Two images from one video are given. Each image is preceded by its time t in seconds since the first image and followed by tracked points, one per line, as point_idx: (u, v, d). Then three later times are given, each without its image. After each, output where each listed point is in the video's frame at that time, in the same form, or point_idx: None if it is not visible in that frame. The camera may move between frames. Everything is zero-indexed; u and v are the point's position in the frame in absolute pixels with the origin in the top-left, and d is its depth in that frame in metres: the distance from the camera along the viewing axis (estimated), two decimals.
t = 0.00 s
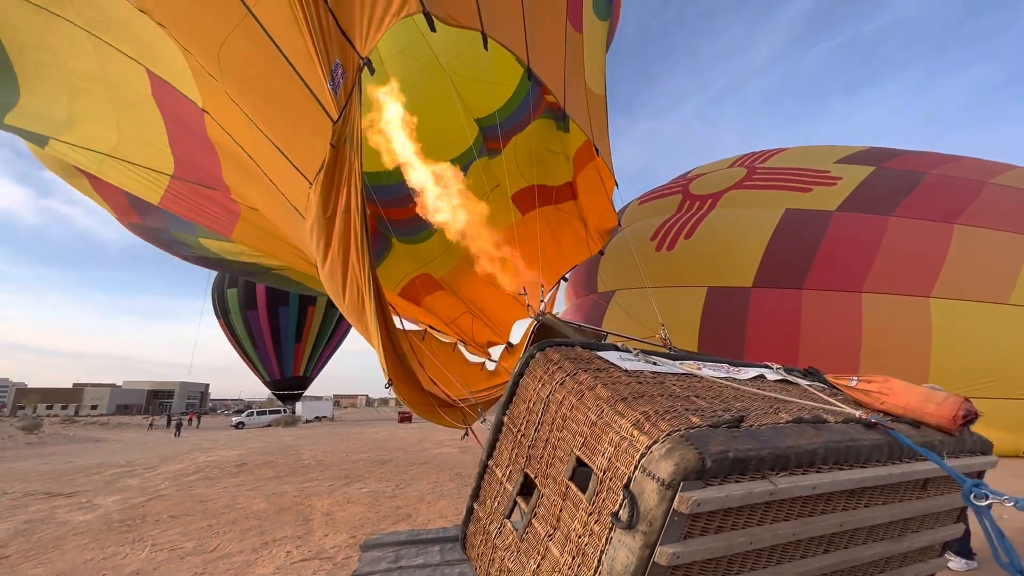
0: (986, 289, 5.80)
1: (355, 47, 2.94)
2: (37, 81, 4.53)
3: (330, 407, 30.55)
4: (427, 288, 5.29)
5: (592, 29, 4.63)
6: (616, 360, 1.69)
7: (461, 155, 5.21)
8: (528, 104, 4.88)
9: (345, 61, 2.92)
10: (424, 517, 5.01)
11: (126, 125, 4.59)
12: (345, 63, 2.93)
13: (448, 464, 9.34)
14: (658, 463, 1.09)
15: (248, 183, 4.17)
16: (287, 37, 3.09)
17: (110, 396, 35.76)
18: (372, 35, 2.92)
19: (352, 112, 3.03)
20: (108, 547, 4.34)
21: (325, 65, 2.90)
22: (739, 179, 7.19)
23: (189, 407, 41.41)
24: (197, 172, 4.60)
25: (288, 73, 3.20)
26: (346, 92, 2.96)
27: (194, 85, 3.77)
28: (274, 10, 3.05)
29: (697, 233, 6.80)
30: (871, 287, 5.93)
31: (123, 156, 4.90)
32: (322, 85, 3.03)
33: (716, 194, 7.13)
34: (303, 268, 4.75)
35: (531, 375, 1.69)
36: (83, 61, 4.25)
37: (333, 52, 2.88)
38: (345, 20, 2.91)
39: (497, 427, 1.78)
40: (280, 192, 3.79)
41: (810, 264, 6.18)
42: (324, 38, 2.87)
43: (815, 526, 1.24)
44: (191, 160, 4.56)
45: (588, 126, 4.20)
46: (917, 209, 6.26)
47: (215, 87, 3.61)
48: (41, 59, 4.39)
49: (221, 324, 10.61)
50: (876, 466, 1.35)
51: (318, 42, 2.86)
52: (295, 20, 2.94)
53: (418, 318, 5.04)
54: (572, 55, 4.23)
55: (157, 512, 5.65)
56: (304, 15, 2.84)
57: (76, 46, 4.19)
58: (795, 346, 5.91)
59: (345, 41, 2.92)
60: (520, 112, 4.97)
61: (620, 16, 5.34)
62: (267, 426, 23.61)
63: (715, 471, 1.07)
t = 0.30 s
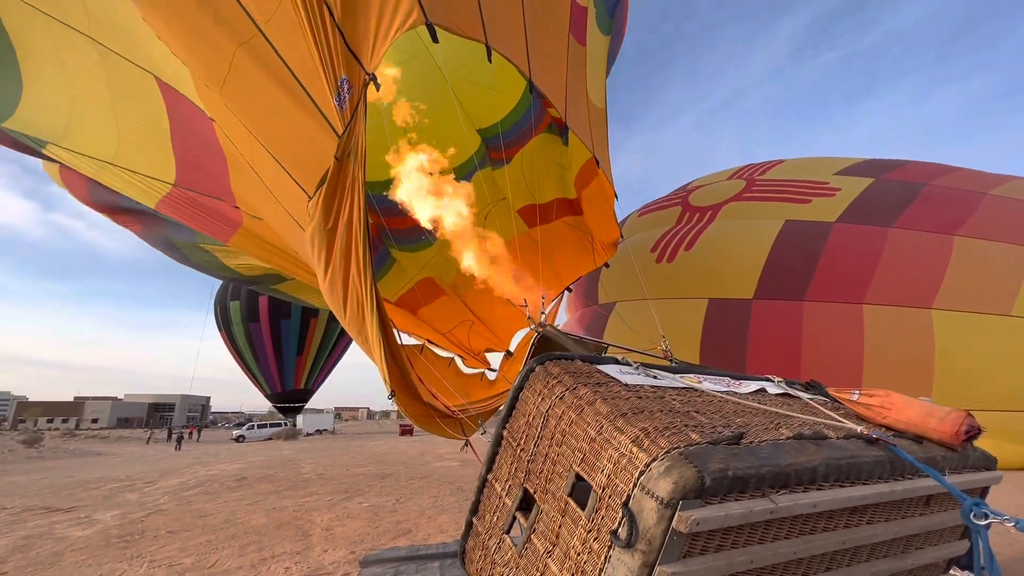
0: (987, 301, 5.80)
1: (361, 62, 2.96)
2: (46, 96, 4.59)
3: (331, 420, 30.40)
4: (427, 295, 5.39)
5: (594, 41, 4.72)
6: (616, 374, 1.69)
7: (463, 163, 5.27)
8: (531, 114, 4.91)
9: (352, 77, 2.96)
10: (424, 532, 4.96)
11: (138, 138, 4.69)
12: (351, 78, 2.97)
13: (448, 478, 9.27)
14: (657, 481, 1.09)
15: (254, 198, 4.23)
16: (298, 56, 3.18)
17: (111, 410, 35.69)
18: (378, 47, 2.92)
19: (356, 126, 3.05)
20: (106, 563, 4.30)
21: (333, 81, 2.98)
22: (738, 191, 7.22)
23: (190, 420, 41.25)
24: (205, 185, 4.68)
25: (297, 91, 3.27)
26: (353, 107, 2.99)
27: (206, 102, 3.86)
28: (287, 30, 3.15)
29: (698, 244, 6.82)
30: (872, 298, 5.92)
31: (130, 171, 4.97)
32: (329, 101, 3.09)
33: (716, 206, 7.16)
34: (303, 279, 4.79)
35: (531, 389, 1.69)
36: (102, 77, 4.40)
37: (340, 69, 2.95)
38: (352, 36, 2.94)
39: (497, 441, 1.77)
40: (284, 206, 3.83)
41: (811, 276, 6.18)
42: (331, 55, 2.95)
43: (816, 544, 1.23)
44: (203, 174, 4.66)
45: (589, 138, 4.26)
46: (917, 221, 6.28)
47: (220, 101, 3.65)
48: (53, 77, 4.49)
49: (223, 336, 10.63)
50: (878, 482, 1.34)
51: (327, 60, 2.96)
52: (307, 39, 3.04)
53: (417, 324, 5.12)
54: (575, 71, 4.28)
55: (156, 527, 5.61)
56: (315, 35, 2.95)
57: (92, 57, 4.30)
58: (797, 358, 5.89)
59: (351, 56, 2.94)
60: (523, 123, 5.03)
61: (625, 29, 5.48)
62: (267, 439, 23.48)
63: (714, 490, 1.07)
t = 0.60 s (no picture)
0: (993, 313, 5.76)
1: (369, 81, 2.97)
2: (69, 125, 4.78)
3: (334, 437, 30.22)
4: (428, 308, 5.37)
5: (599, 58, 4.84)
6: (617, 391, 1.69)
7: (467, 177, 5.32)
8: (535, 132, 5.02)
9: (360, 98, 3.00)
10: (427, 551, 4.91)
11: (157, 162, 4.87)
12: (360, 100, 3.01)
13: (452, 496, 9.18)
14: (657, 499, 1.09)
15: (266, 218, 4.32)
16: (312, 82, 3.30)
17: (114, 426, 35.63)
18: (385, 67, 2.89)
19: (363, 146, 3.10)
20: None
21: (344, 102, 3.05)
22: (740, 205, 7.25)
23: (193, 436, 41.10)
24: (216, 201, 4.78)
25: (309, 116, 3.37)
26: (361, 127, 3.04)
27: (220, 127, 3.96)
28: (301, 58, 3.27)
29: (700, 258, 6.83)
30: (876, 311, 5.90)
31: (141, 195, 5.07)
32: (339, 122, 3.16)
33: (718, 219, 7.18)
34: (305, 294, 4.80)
35: (532, 407, 1.69)
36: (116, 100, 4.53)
37: (350, 91, 3.00)
38: (360, 56, 2.96)
39: (498, 459, 1.77)
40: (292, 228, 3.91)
41: (814, 289, 6.17)
42: (342, 78, 3.03)
43: (819, 564, 1.22)
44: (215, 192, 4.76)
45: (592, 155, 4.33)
46: (919, 233, 6.28)
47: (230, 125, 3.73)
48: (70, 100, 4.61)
49: (227, 353, 10.67)
50: (882, 500, 1.33)
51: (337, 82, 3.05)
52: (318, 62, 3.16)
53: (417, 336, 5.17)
54: (579, 89, 4.33)
55: (157, 547, 5.57)
56: (326, 60, 3.05)
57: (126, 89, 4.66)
58: (802, 372, 5.85)
59: (360, 76, 2.97)
60: (525, 139, 5.14)
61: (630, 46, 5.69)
62: (269, 456, 23.30)
63: (715, 508, 1.07)
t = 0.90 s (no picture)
0: (1002, 328, 5.71)
1: (381, 107, 3.05)
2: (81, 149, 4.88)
3: (338, 457, 29.97)
4: (435, 330, 5.45)
5: (604, 77, 4.96)
6: (622, 411, 1.68)
7: (473, 195, 5.47)
8: (538, 151, 5.16)
9: (371, 123, 3.07)
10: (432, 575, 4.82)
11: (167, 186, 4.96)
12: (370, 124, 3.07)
13: (457, 517, 9.05)
14: (663, 524, 1.08)
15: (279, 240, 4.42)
16: (326, 109, 3.41)
17: (118, 448, 35.52)
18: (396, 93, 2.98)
19: (373, 169, 3.14)
20: None
21: (356, 127, 3.13)
22: (742, 222, 7.26)
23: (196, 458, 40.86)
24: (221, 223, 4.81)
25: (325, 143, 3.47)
26: (371, 151, 3.10)
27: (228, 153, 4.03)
28: (316, 85, 3.38)
29: (703, 274, 6.82)
30: (883, 327, 5.86)
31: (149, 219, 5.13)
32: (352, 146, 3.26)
33: (721, 236, 7.19)
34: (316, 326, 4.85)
35: (537, 428, 1.67)
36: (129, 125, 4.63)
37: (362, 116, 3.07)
38: (372, 82, 3.03)
39: (503, 481, 1.75)
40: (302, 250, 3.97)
41: (819, 305, 6.14)
42: (354, 103, 3.11)
43: None
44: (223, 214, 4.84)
45: (597, 171, 4.32)
46: (924, 248, 6.27)
47: (240, 152, 3.79)
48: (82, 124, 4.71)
49: (232, 372, 10.67)
50: (894, 523, 1.31)
51: (351, 108, 3.11)
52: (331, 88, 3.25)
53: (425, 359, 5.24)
54: (583, 110, 4.40)
55: (158, 571, 5.50)
56: (340, 87, 3.15)
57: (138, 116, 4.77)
58: (810, 389, 5.79)
59: (373, 103, 3.04)
60: (529, 157, 5.27)
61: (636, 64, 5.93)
62: (272, 477, 23.08)
63: (721, 533, 1.05)
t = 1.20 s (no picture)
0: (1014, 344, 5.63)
1: (392, 129, 3.13)
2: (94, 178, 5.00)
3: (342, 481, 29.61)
4: (446, 349, 5.44)
5: (608, 97, 5.05)
6: (635, 434, 1.66)
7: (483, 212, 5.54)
8: (545, 171, 5.14)
9: (384, 145, 3.19)
10: None
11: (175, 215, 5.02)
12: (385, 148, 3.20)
13: (463, 543, 8.87)
14: (680, 557, 1.06)
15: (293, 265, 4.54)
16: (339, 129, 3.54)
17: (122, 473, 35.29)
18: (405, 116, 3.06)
19: (384, 190, 3.19)
20: None
21: (372, 151, 3.27)
22: (746, 240, 7.27)
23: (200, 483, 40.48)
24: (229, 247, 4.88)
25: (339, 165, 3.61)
26: (384, 171, 3.18)
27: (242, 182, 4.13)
28: (331, 109, 3.50)
29: (708, 292, 6.80)
30: (892, 345, 5.80)
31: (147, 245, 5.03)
32: (365, 168, 3.40)
33: (725, 254, 7.19)
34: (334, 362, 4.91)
35: (547, 452, 1.65)
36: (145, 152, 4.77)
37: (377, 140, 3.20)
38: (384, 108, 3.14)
39: (513, 506, 1.72)
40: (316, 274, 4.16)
41: (827, 323, 6.10)
42: (370, 127, 3.28)
43: None
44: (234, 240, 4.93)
45: (603, 189, 4.44)
46: (930, 264, 6.24)
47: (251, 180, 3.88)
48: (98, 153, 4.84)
49: (238, 396, 10.68)
50: (919, 554, 1.27)
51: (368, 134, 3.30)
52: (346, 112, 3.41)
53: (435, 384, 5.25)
54: (588, 131, 4.47)
55: None
56: (358, 111, 3.33)
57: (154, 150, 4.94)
58: (821, 408, 5.71)
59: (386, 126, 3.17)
60: (536, 175, 5.23)
61: (642, 87, 6.05)
62: (276, 502, 22.79)
63: (741, 568, 1.02)
